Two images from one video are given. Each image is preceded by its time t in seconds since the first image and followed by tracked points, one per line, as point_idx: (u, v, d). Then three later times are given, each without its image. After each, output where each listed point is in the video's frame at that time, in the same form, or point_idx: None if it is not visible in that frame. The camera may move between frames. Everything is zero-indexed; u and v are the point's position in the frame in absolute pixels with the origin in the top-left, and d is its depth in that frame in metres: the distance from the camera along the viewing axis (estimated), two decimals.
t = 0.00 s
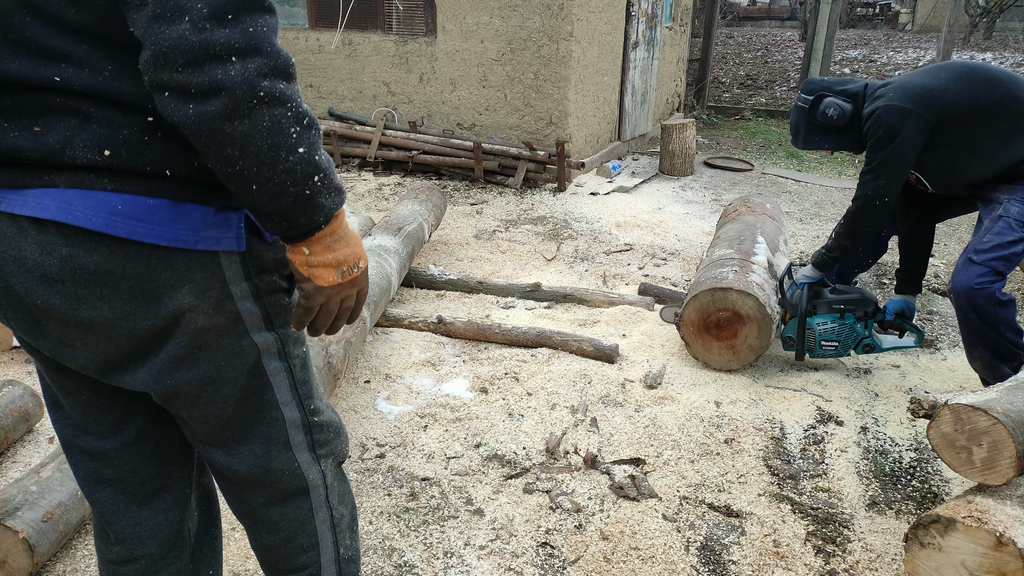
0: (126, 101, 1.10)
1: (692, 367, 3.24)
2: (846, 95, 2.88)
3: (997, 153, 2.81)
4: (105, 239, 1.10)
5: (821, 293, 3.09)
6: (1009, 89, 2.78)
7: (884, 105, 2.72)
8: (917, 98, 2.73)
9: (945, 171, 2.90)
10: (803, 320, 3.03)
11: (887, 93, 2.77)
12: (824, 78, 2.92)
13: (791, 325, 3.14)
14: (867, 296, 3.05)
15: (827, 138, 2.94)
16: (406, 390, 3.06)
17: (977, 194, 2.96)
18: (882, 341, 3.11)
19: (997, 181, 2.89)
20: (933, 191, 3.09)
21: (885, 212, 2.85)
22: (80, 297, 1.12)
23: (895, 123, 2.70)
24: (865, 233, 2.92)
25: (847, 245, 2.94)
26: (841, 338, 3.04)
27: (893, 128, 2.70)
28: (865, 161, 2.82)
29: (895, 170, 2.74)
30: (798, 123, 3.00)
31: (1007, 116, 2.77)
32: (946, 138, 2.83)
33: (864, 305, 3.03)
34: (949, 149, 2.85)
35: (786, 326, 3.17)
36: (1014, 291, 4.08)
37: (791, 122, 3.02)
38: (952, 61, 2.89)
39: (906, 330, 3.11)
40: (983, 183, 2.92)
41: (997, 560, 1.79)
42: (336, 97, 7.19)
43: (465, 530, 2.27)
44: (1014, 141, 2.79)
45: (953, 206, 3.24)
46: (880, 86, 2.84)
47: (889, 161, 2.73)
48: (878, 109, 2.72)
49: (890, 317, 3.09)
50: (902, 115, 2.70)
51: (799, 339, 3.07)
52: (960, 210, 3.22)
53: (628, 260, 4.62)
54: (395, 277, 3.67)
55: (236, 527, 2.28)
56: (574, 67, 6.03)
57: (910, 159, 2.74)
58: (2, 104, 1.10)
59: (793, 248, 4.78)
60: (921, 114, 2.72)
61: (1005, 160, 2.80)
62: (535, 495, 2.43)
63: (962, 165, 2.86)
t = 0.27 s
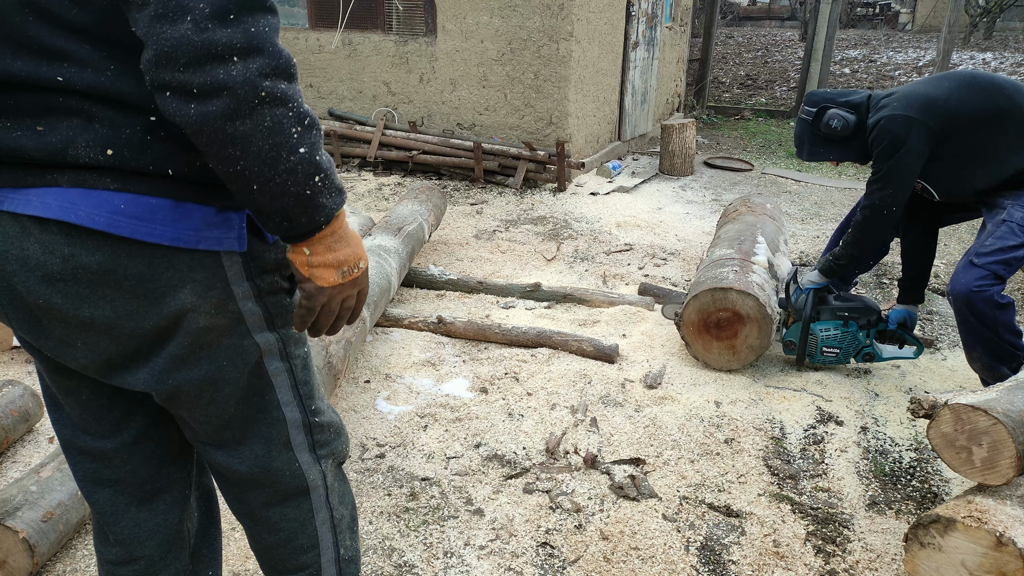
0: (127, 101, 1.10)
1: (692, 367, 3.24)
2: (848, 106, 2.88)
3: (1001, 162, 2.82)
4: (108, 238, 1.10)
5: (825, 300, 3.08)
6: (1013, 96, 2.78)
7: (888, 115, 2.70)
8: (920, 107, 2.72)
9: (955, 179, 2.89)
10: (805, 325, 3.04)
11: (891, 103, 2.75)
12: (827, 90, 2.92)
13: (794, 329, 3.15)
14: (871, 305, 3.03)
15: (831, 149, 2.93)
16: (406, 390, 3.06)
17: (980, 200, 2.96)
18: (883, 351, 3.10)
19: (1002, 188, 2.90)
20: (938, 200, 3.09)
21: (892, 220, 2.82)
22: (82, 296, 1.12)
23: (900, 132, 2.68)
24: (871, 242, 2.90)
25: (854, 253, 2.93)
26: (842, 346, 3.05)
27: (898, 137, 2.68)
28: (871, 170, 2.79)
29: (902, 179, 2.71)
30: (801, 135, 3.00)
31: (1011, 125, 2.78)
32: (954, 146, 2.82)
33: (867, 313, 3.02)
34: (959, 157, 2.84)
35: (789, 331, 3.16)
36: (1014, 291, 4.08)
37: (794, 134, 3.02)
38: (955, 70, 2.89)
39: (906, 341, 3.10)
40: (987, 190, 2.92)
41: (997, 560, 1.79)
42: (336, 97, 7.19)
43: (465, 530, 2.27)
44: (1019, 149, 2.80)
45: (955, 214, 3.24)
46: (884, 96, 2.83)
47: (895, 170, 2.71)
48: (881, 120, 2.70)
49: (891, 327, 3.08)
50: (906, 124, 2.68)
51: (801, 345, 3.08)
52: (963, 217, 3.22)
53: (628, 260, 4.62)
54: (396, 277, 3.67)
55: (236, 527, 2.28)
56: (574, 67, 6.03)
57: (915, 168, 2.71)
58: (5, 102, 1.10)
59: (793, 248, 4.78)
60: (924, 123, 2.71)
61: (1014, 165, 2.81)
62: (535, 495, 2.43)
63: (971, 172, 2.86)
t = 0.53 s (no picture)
0: (141, 100, 1.11)
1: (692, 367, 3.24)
2: (853, 109, 2.85)
3: (1005, 167, 2.82)
4: (121, 237, 1.09)
5: (822, 304, 3.13)
6: (1017, 103, 2.80)
7: (892, 120, 2.70)
8: (925, 112, 2.72)
9: (961, 187, 2.88)
10: (801, 325, 3.08)
11: (895, 107, 2.75)
12: (831, 91, 2.90)
13: (790, 331, 3.19)
14: (867, 310, 3.07)
15: (835, 152, 2.93)
16: (406, 390, 3.06)
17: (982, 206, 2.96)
18: (877, 356, 3.10)
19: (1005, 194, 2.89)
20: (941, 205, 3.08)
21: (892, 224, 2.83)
22: (95, 293, 1.10)
23: (904, 136, 2.68)
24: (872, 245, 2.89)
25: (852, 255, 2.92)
26: (838, 349, 3.08)
27: (902, 142, 2.68)
28: (873, 174, 2.80)
29: (903, 183, 2.72)
30: (805, 139, 3.01)
31: (1015, 130, 2.78)
32: (959, 153, 2.81)
33: (863, 318, 3.05)
34: (964, 164, 2.83)
35: (786, 334, 3.20)
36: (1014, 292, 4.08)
37: (798, 137, 3.04)
38: (959, 77, 2.90)
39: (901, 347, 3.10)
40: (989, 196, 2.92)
41: (997, 560, 1.79)
42: (336, 97, 7.19)
43: (465, 530, 2.27)
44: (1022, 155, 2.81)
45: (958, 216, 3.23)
46: (888, 100, 2.82)
47: (898, 174, 2.71)
48: (885, 123, 2.71)
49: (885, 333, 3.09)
50: (911, 129, 2.69)
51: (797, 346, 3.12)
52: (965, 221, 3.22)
53: (628, 260, 4.62)
54: (396, 277, 3.67)
55: (236, 527, 2.28)
56: (574, 67, 6.03)
57: (918, 172, 2.72)
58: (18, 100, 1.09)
59: (793, 248, 4.78)
60: (929, 128, 2.71)
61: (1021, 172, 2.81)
62: (535, 495, 2.43)
63: (976, 180, 2.85)
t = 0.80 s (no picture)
0: (165, 97, 1.09)
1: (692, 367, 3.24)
2: (853, 112, 2.86)
3: (1006, 168, 2.82)
4: (148, 230, 1.08)
5: (822, 305, 3.14)
6: (1018, 105, 2.79)
7: (894, 122, 2.69)
8: (926, 114, 2.72)
9: (961, 188, 2.88)
10: (801, 327, 3.08)
11: (896, 110, 2.75)
12: (832, 95, 2.91)
13: (789, 332, 3.20)
14: (867, 313, 3.09)
15: (836, 154, 2.94)
16: (406, 390, 3.06)
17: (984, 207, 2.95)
18: (875, 359, 3.13)
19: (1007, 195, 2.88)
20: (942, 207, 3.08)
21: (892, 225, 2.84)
22: (121, 286, 1.09)
23: (905, 139, 2.68)
24: (872, 245, 2.91)
25: (852, 257, 2.93)
26: (837, 351, 3.10)
27: (903, 145, 2.69)
28: (874, 175, 2.80)
29: (905, 185, 2.72)
30: (806, 142, 3.00)
31: (1016, 132, 2.78)
32: (959, 155, 2.82)
33: (863, 321, 3.07)
34: (963, 165, 2.83)
35: (785, 335, 3.21)
36: (1014, 291, 4.08)
37: (798, 140, 3.02)
38: (959, 78, 2.89)
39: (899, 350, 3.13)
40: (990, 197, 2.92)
41: (997, 560, 1.79)
42: (336, 97, 7.19)
43: (465, 530, 2.27)
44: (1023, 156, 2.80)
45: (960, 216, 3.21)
46: (889, 103, 2.82)
47: (898, 176, 2.72)
48: (886, 126, 2.70)
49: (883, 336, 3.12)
50: (911, 131, 2.68)
51: (797, 348, 3.13)
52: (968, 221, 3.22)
53: (628, 260, 4.62)
54: (396, 277, 3.67)
55: (236, 527, 2.28)
56: (574, 67, 6.03)
57: (918, 174, 2.72)
58: (39, 101, 1.06)
59: (793, 248, 4.78)
60: (930, 130, 2.70)
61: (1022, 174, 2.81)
62: (535, 495, 2.43)
63: (976, 181, 2.86)
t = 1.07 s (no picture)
0: (202, 95, 1.13)
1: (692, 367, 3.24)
2: (853, 114, 2.87)
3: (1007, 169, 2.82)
4: (183, 225, 1.13)
5: (822, 306, 3.14)
6: (1019, 106, 2.79)
7: (894, 123, 2.70)
8: (926, 115, 2.72)
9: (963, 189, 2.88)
10: (802, 329, 3.07)
11: (895, 111, 2.75)
12: (832, 96, 2.91)
13: (789, 333, 3.19)
14: (867, 313, 3.09)
15: (837, 156, 2.94)
16: (406, 389, 3.06)
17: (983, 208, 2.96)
18: (875, 359, 3.13)
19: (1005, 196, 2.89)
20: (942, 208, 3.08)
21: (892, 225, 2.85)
22: (154, 276, 1.13)
23: (905, 140, 2.69)
24: (870, 247, 2.91)
25: (851, 258, 2.93)
26: (836, 352, 3.10)
27: (903, 147, 2.69)
28: (873, 176, 2.81)
29: (904, 186, 2.74)
30: (806, 144, 3.00)
31: (1016, 133, 2.78)
32: (959, 156, 2.82)
33: (862, 322, 3.07)
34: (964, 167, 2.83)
35: (784, 336, 3.21)
36: (1014, 291, 4.08)
37: (798, 142, 3.02)
38: (959, 79, 2.90)
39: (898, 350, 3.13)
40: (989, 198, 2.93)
41: (997, 560, 1.79)
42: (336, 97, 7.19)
43: (465, 530, 2.27)
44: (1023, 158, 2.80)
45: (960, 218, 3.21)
46: (889, 104, 2.83)
47: (897, 177, 2.73)
48: (887, 127, 2.71)
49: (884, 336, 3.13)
50: (911, 133, 2.69)
51: (796, 349, 3.12)
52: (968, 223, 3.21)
53: (628, 260, 4.62)
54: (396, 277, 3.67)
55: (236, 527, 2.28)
56: (574, 67, 6.03)
57: (917, 175, 2.73)
58: (82, 98, 1.09)
59: (793, 248, 4.78)
60: (930, 132, 2.71)
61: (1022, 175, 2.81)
62: (535, 495, 2.43)
63: (977, 182, 2.86)
